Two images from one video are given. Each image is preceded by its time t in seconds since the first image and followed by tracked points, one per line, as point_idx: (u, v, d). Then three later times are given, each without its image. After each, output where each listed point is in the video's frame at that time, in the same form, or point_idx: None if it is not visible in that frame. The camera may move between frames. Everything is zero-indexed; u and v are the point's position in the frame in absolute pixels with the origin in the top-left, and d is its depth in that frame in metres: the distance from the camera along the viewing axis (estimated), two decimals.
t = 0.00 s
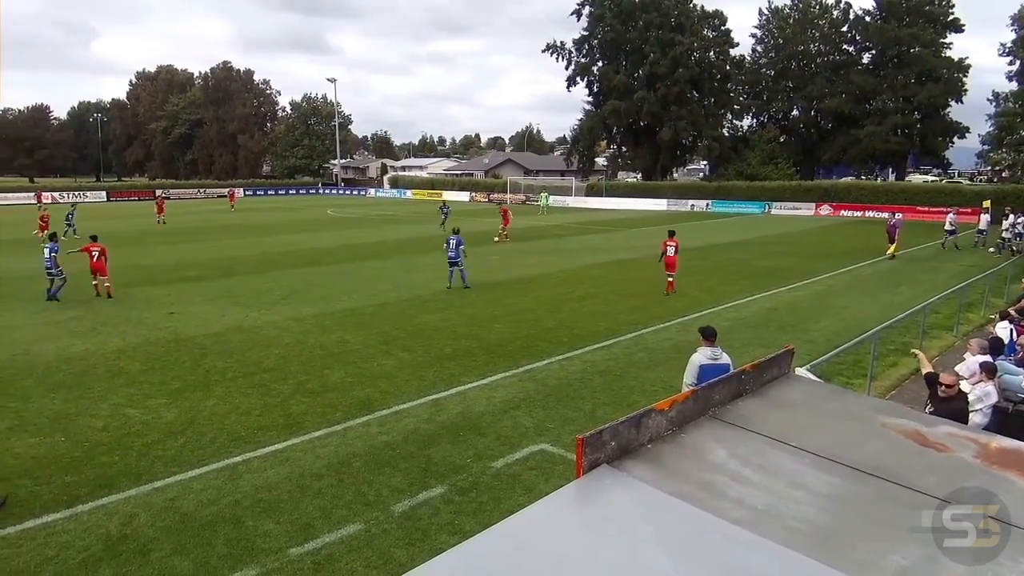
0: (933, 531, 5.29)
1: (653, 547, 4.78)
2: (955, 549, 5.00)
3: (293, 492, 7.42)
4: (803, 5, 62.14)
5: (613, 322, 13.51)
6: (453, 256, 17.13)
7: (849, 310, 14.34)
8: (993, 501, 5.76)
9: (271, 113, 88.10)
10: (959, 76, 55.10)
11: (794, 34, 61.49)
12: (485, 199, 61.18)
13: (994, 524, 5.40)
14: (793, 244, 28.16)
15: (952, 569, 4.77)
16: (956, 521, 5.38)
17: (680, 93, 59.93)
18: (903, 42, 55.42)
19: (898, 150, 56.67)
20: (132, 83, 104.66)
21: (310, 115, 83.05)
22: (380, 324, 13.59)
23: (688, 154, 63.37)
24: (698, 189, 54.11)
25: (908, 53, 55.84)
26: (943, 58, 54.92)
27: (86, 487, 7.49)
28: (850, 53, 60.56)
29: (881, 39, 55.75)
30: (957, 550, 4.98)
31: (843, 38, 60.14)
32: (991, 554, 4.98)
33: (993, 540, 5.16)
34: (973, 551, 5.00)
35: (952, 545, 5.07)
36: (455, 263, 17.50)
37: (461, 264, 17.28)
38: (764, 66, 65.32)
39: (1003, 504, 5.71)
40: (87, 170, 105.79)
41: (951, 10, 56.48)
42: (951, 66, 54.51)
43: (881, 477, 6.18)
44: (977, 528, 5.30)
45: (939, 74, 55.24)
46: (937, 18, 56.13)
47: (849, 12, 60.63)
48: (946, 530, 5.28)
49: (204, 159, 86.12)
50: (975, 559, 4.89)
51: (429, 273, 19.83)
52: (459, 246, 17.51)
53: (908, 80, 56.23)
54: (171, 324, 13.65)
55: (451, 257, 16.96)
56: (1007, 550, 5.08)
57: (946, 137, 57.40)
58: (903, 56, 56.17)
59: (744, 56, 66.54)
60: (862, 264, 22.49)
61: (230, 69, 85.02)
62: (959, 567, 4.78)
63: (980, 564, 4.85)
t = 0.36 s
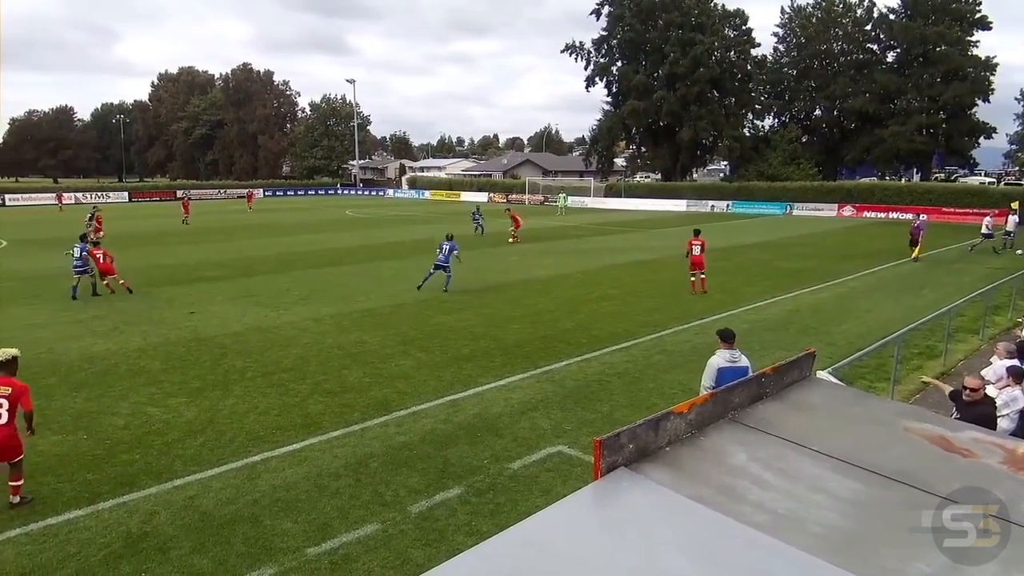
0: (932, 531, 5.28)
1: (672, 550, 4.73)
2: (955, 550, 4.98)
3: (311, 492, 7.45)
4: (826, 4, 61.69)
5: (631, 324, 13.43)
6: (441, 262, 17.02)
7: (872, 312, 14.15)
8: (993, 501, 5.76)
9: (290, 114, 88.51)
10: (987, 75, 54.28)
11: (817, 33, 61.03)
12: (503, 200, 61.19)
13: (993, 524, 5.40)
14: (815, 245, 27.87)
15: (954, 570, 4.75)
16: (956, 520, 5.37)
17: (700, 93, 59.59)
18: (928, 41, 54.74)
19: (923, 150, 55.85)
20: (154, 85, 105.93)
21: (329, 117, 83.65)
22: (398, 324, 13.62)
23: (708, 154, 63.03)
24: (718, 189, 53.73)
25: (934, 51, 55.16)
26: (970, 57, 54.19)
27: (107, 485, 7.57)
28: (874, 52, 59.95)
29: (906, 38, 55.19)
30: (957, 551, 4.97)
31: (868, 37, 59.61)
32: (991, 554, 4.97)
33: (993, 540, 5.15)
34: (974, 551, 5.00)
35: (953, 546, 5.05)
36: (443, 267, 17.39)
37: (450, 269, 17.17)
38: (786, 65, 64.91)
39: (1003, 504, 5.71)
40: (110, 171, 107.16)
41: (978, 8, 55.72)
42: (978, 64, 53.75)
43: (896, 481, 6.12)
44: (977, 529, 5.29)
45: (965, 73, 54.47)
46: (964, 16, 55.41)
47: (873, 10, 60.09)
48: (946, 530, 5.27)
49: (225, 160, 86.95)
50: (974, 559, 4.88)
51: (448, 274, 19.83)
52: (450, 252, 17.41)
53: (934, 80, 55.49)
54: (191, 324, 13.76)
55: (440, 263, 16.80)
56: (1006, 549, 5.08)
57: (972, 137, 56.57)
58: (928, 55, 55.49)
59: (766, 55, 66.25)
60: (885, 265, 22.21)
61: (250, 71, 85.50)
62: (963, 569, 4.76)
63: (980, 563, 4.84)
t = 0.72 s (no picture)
0: (933, 531, 5.26)
1: (696, 555, 4.67)
2: (956, 550, 4.95)
3: (333, 491, 7.46)
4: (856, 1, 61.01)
5: (655, 326, 13.31)
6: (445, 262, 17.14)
7: (902, 316, 13.86)
8: (994, 501, 5.75)
9: (315, 115, 89.58)
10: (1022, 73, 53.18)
11: (847, 31, 60.27)
12: (527, 201, 61.06)
13: (994, 525, 5.38)
14: (844, 247, 27.44)
15: (953, 570, 4.73)
16: (957, 520, 5.35)
17: (726, 93, 59.09)
18: (962, 38, 53.81)
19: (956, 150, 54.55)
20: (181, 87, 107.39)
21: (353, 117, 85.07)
22: (420, 325, 13.63)
23: (734, 155, 62.50)
24: (743, 190, 53.17)
25: (967, 49, 54.22)
26: (1005, 54, 53.17)
27: (133, 482, 7.65)
28: (906, 49, 59.17)
29: (939, 35, 54.43)
30: (959, 551, 4.94)
31: (899, 34, 58.97)
32: (992, 554, 4.95)
33: (993, 540, 5.13)
34: (975, 551, 4.97)
35: (953, 545, 5.03)
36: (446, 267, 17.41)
37: (455, 267, 17.20)
38: (814, 64, 64.37)
39: (1002, 505, 5.71)
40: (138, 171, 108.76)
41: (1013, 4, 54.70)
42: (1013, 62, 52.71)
43: (917, 485, 6.03)
44: (977, 528, 5.28)
45: (1000, 71, 53.42)
46: (999, 13, 54.41)
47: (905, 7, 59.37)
48: (946, 530, 5.25)
49: (250, 161, 87.85)
50: (976, 559, 4.85)
51: (472, 274, 19.82)
52: (454, 250, 17.50)
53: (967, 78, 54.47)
54: (216, 323, 13.90)
55: (444, 260, 16.80)
56: (1006, 549, 5.06)
57: (1007, 137, 55.39)
58: (961, 52, 54.54)
59: (794, 54, 65.86)
60: (916, 268, 21.79)
61: (275, 71, 86.27)
62: (965, 568, 4.73)
63: (982, 563, 4.81)
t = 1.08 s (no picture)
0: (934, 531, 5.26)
1: (720, 556, 4.64)
2: (956, 549, 4.94)
3: (359, 489, 7.52)
4: None
5: (682, 327, 13.20)
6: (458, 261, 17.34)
7: (935, 319, 13.59)
8: (994, 500, 5.75)
9: (343, 115, 90.88)
10: None
11: (880, 29, 59.08)
12: (554, 201, 60.87)
13: (995, 524, 5.39)
14: (876, 248, 26.96)
15: (952, 569, 4.72)
16: (957, 520, 5.35)
17: (756, 92, 58.43)
18: (999, 35, 52.83)
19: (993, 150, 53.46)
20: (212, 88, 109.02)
21: (381, 117, 85.92)
22: (445, 325, 13.66)
23: (763, 155, 61.90)
24: (772, 191, 52.57)
25: (1004, 46, 53.21)
26: None
27: (164, 476, 7.79)
28: (940, 48, 58.28)
29: (976, 32, 53.54)
30: (960, 551, 4.93)
31: (933, 32, 58.00)
32: (992, 554, 4.95)
33: (994, 540, 5.13)
34: (978, 551, 4.96)
35: (953, 545, 5.02)
36: (459, 267, 17.52)
37: (467, 268, 17.37)
38: (846, 63, 63.17)
39: (1003, 504, 5.70)
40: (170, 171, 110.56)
41: None
42: None
43: (937, 489, 5.97)
44: (978, 528, 5.27)
45: None
46: None
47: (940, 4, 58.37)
48: (946, 530, 5.24)
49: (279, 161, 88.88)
50: (974, 558, 4.84)
51: (499, 274, 19.85)
52: (465, 251, 17.66)
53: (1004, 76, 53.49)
54: (245, 321, 14.08)
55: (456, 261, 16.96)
56: (1007, 550, 5.05)
57: None
58: (998, 50, 53.55)
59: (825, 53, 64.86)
60: (950, 270, 21.33)
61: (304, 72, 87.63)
62: (965, 568, 4.72)
63: (984, 563, 4.80)
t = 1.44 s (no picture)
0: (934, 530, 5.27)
1: (747, 556, 4.65)
2: (955, 549, 4.97)
3: (387, 483, 7.63)
4: None
5: (708, 326, 13.15)
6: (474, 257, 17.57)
7: (967, 320, 13.34)
8: (992, 501, 5.77)
9: (372, 116, 91.94)
10: None
11: (913, 26, 58.20)
12: (581, 200, 60.77)
13: (994, 524, 5.43)
14: (910, 248, 26.49)
15: (954, 569, 4.74)
16: (956, 520, 5.38)
17: (785, 90, 57.67)
18: None
19: None
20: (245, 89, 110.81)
21: (410, 116, 86.74)
22: (472, 322, 13.75)
23: (792, 154, 61.21)
24: (799, 189, 51.97)
25: None
26: None
27: (197, 468, 7.98)
28: (975, 45, 57.15)
29: (1012, 28, 52.48)
30: (960, 551, 4.96)
31: (967, 29, 56.88)
32: (991, 554, 4.99)
33: (993, 540, 5.18)
34: (978, 551, 4.99)
35: (952, 545, 5.05)
36: (475, 263, 17.74)
37: (483, 265, 17.63)
38: (877, 60, 61.97)
39: (1003, 505, 5.72)
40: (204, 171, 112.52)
41: None
42: None
43: (956, 490, 5.94)
44: (977, 528, 5.31)
45: None
46: None
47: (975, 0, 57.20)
48: (946, 530, 5.26)
49: (311, 160, 89.99)
50: (973, 558, 4.87)
51: (528, 272, 19.91)
52: (482, 248, 17.87)
53: None
54: (277, 317, 14.33)
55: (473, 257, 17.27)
56: (1007, 550, 5.08)
57: None
58: None
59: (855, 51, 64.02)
60: (986, 270, 20.88)
61: (336, 73, 89.88)
62: (966, 568, 4.75)
63: (982, 563, 4.83)
